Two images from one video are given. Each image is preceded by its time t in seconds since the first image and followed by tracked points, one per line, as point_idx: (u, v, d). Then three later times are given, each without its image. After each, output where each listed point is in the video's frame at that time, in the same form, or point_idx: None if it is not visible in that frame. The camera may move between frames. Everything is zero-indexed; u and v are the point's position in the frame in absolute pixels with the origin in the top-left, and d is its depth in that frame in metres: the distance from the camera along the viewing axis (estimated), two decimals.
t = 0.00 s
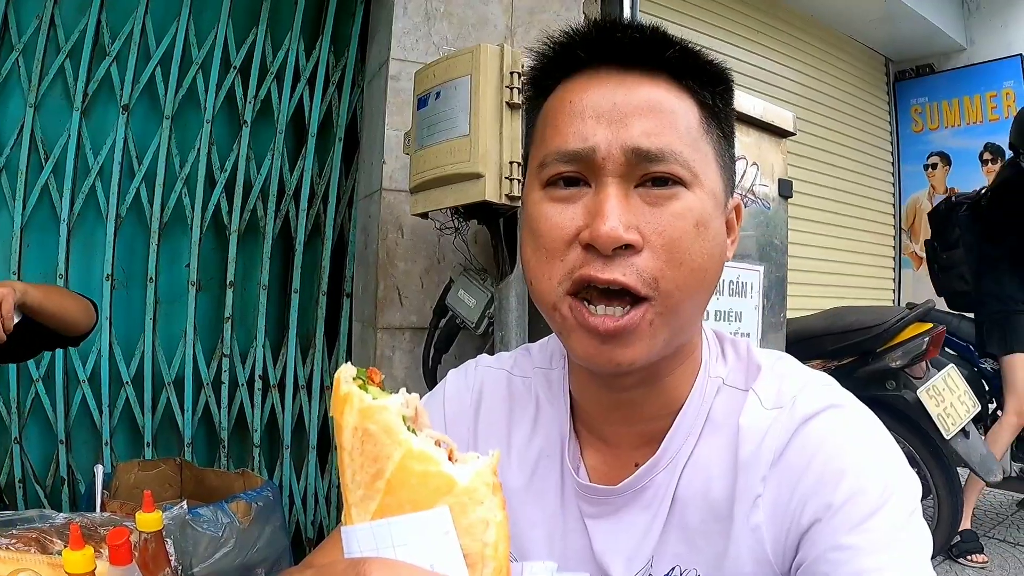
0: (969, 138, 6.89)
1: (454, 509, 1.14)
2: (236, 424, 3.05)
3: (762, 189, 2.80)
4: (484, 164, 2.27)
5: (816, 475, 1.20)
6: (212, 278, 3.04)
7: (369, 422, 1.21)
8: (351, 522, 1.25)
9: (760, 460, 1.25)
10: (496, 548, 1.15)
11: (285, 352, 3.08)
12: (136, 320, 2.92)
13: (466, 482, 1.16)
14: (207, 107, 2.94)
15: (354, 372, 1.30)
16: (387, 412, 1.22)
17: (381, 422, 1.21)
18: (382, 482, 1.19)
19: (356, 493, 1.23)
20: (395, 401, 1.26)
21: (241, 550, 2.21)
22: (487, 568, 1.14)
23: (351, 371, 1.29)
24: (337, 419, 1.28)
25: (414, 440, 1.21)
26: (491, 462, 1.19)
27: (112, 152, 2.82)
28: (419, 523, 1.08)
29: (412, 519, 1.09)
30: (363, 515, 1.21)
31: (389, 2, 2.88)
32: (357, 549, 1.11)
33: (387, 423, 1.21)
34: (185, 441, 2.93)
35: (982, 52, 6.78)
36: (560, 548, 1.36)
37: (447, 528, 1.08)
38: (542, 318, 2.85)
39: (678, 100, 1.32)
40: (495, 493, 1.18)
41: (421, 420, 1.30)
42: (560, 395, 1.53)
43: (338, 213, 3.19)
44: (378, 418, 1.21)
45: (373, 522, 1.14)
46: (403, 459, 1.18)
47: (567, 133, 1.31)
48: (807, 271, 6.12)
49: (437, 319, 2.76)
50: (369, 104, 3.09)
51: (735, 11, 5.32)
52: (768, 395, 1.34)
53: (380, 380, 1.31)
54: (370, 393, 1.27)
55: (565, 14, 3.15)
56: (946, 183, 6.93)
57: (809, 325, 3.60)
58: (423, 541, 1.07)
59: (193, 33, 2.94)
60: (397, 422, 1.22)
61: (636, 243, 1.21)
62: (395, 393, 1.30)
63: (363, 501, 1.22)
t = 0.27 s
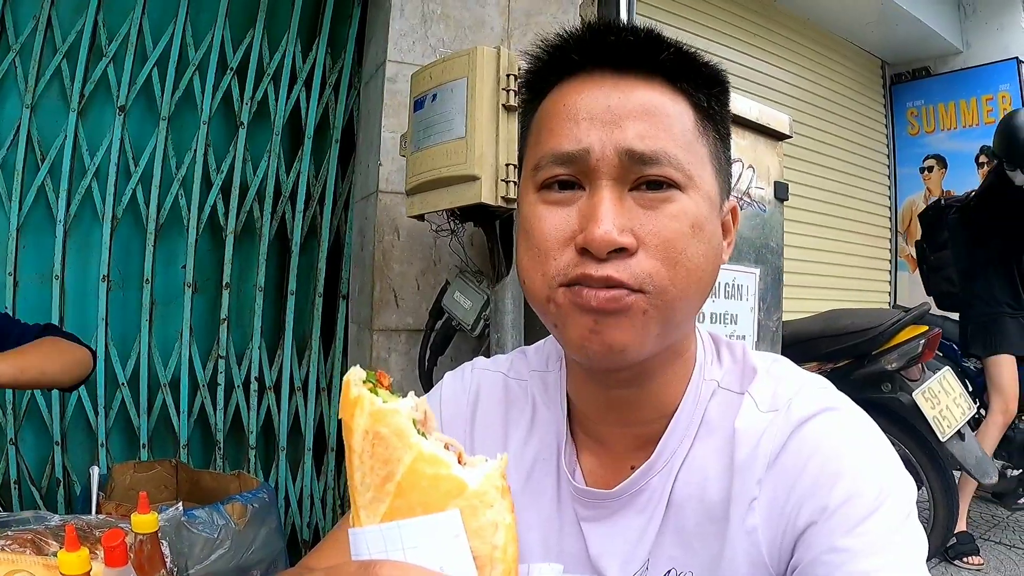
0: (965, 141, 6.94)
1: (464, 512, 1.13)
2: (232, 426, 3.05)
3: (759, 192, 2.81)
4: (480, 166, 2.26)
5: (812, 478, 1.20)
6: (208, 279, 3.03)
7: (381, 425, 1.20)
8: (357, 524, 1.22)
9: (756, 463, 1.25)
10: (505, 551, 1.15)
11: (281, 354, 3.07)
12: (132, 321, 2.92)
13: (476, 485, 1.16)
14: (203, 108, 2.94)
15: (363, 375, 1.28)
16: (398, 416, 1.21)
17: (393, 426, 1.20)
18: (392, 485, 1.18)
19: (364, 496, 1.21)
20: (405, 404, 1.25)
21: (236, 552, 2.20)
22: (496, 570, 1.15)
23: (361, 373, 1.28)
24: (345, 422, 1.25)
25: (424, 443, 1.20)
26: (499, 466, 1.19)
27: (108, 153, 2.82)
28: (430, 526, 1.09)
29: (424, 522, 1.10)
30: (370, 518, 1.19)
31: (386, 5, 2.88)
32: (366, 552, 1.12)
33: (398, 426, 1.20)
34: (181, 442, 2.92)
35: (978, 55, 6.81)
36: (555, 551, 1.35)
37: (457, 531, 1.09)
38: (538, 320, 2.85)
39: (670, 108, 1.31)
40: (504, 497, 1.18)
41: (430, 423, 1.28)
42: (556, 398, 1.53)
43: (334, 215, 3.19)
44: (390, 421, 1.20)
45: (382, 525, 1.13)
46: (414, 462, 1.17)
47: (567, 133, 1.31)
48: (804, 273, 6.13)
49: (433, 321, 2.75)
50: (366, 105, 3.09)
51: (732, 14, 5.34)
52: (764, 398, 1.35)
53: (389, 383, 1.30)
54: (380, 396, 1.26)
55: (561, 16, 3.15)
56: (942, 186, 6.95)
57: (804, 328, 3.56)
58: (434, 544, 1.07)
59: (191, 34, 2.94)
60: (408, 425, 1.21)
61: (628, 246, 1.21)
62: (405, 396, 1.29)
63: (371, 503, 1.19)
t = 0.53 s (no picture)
0: (963, 142, 6.92)
1: (465, 511, 1.14)
2: (229, 425, 3.05)
3: (756, 193, 2.81)
4: (477, 166, 2.27)
5: (809, 479, 1.20)
6: (206, 278, 3.03)
7: (381, 424, 1.20)
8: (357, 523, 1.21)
9: (752, 463, 1.25)
10: (505, 550, 1.15)
11: (279, 353, 3.07)
12: (129, 321, 2.91)
13: (476, 483, 1.16)
14: (201, 107, 2.94)
15: (363, 374, 1.27)
16: (399, 414, 1.21)
17: (393, 424, 1.20)
18: (393, 484, 1.17)
19: (364, 495, 1.20)
20: (405, 403, 1.25)
21: (234, 552, 2.20)
22: (496, 568, 1.15)
23: (361, 372, 1.27)
24: (344, 421, 1.24)
25: (425, 442, 1.20)
26: (499, 464, 1.20)
27: (106, 153, 2.82)
28: (432, 523, 1.09)
29: (424, 519, 1.09)
30: (370, 517, 1.18)
31: (384, 5, 2.89)
32: (366, 550, 1.10)
33: (399, 425, 1.20)
34: (179, 442, 2.92)
35: (976, 56, 6.81)
36: (552, 550, 1.36)
37: (458, 529, 1.09)
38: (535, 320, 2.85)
39: (658, 104, 1.34)
40: (504, 495, 1.19)
41: (430, 422, 1.28)
42: (551, 397, 1.53)
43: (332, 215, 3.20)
44: (390, 420, 1.20)
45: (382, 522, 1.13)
46: (414, 461, 1.17)
47: (544, 133, 1.36)
48: (802, 273, 6.14)
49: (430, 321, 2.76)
50: (364, 105, 3.09)
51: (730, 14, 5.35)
52: (761, 399, 1.35)
53: (389, 382, 1.29)
54: (381, 394, 1.25)
55: (559, 17, 3.15)
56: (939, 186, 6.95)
57: (801, 329, 3.56)
58: (436, 541, 1.07)
59: (189, 33, 2.94)
60: (409, 424, 1.21)
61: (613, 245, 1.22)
62: (405, 395, 1.28)
63: (372, 502, 1.19)
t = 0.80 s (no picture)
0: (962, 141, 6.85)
1: (467, 518, 1.12)
2: (228, 423, 3.05)
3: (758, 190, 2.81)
4: (477, 164, 2.26)
5: (809, 479, 1.20)
6: (204, 276, 3.02)
7: (384, 432, 1.20)
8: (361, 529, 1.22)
9: (752, 463, 1.25)
10: (508, 557, 1.14)
11: (278, 351, 3.07)
12: (128, 318, 2.91)
13: (479, 491, 1.14)
14: (200, 104, 2.93)
15: (364, 380, 1.26)
16: (401, 422, 1.20)
17: (395, 432, 1.19)
18: (394, 491, 1.16)
19: (366, 501, 1.20)
20: (408, 410, 1.23)
21: (233, 549, 2.20)
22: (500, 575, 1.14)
23: (363, 378, 1.26)
24: (348, 428, 1.24)
25: (427, 449, 1.19)
26: (502, 472, 1.17)
27: (105, 150, 2.81)
28: (433, 531, 1.08)
29: (426, 528, 1.09)
30: (372, 523, 1.18)
31: (384, 2, 2.88)
32: (368, 556, 1.12)
33: (400, 433, 1.19)
34: (177, 440, 2.92)
35: (976, 53, 6.81)
36: (552, 549, 1.36)
37: (459, 537, 1.08)
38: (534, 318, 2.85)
39: (663, 110, 1.33)
40: (507, 502, 1.16)
41: (433, 428, 1.26)
42: (551, 395, 1.53)
43: (331, 212, 3.19)
44: (392, 428, 1.20)
45: (384, 530, 1.13)
46: (415, 469, 1.16)
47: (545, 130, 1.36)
48: (801, 271, 6.14)
49: (429, 319, 2.76)
50: (363, 102, 3.09)
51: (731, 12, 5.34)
52: (762, 399, 1.35)
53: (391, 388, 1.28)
54: (382, 402, 1.25)
55: (559, 14, 3.14)
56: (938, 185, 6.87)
57: (798, 328, 3.57)
58: (437, 550, 1.07)
59: (188, 30, 2.93)
60: (411, 431, 1.20)
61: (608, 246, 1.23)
62: (408, 400, 1.27)
63: (374, 509, 1.18)
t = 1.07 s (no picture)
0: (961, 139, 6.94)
1: (474, 511, 1.12)
2: (228, 419, 3.05)
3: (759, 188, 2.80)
4: (477, 160, 2.26)
5: (809, 479, 1.20)
6: (204, 272, 3.02)
7: (391, 423, 1.19)
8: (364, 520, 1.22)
9: (751, 462, 1.25)
10: (513, 550, 1.14)
11: (277, 347, 3.07)
12: (128, 315, 2.91)
13: (486, 483, 1.15)
14: (200, 100, 2.93)
15: (371, 371, 1.26)
16: (407, 414, 1.20)
17: (402, 424, 1.19)
18: (401, 483, 1.17)
19: (371, 492, 1.20)
20: (414, 402, 1.24)
21: (233, 546, 2.21)
22: (504, 567, 1.14)
23: (369, 369, 1.26)
24: (353, 418, 1.24)
25: (434, 441, 1.19)
26: (509, 464, 1.18)
27: (105, 146, 2.81)
28: (439, 522, 1.07)
29: (432, 517, 1.08)
30: (377, 514, 1.18)
31: None
32: (372, 548, 1.10)
33: (407, 425, 1.19)
34: (177, 436, 2.92)
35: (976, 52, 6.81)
36: (550, 543, 1.36)
37: (465, 527, 1.08)
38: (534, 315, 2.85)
39: (676, 105, 1.34)
40: (513, 495, 1.16)
41: (439, 420, 1.27)
42: (551, 388, 1.53)
43: (331, 208, 3.19)
44: (399, 420, 1.19)
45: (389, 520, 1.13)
46: (422, 461, 1.16)
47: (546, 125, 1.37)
48: (800, 269, 6.15)
49: (429, 316, 2.76)
50: (363, 99, 3.08)
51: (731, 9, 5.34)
52: (763, 398, 1.34)
53: (397, 379, 1.29)
54: (389, 393, 1.24)
55: (560, 10, 3.13)
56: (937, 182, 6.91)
57: (796, 325, 3.61)
58: (443, 540, 1.06)
59: (188, 26, 2.93)
60: (418, 423, 1.20)
61: (605, 234, 1.24)
62: (414, 394, 1.27)
63: (379, 500, 1.19)
